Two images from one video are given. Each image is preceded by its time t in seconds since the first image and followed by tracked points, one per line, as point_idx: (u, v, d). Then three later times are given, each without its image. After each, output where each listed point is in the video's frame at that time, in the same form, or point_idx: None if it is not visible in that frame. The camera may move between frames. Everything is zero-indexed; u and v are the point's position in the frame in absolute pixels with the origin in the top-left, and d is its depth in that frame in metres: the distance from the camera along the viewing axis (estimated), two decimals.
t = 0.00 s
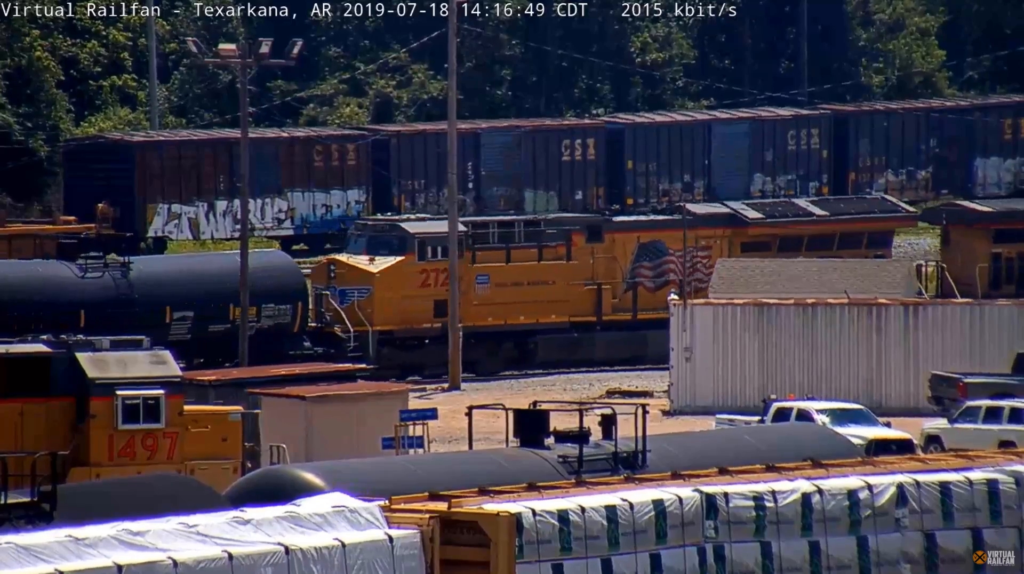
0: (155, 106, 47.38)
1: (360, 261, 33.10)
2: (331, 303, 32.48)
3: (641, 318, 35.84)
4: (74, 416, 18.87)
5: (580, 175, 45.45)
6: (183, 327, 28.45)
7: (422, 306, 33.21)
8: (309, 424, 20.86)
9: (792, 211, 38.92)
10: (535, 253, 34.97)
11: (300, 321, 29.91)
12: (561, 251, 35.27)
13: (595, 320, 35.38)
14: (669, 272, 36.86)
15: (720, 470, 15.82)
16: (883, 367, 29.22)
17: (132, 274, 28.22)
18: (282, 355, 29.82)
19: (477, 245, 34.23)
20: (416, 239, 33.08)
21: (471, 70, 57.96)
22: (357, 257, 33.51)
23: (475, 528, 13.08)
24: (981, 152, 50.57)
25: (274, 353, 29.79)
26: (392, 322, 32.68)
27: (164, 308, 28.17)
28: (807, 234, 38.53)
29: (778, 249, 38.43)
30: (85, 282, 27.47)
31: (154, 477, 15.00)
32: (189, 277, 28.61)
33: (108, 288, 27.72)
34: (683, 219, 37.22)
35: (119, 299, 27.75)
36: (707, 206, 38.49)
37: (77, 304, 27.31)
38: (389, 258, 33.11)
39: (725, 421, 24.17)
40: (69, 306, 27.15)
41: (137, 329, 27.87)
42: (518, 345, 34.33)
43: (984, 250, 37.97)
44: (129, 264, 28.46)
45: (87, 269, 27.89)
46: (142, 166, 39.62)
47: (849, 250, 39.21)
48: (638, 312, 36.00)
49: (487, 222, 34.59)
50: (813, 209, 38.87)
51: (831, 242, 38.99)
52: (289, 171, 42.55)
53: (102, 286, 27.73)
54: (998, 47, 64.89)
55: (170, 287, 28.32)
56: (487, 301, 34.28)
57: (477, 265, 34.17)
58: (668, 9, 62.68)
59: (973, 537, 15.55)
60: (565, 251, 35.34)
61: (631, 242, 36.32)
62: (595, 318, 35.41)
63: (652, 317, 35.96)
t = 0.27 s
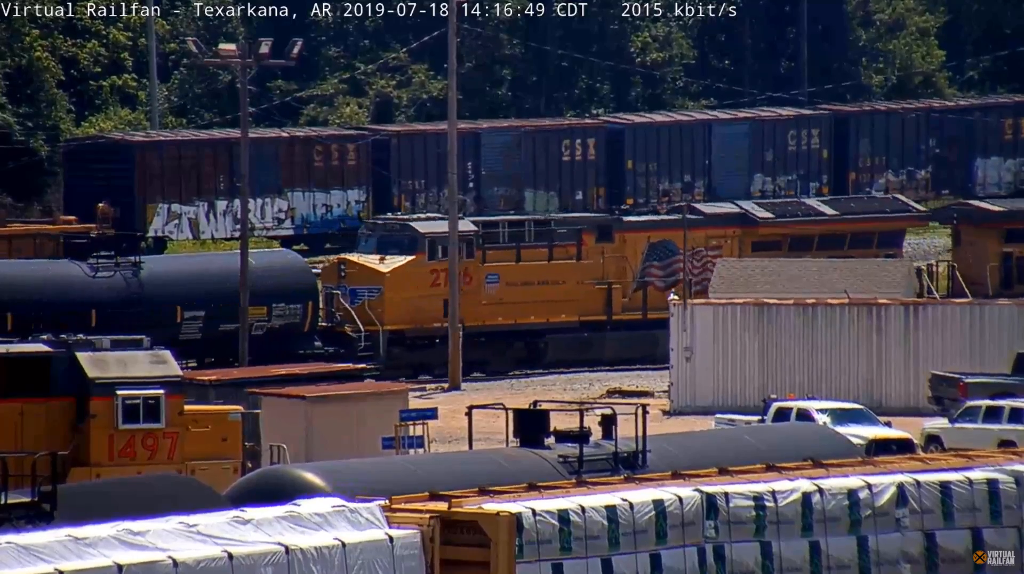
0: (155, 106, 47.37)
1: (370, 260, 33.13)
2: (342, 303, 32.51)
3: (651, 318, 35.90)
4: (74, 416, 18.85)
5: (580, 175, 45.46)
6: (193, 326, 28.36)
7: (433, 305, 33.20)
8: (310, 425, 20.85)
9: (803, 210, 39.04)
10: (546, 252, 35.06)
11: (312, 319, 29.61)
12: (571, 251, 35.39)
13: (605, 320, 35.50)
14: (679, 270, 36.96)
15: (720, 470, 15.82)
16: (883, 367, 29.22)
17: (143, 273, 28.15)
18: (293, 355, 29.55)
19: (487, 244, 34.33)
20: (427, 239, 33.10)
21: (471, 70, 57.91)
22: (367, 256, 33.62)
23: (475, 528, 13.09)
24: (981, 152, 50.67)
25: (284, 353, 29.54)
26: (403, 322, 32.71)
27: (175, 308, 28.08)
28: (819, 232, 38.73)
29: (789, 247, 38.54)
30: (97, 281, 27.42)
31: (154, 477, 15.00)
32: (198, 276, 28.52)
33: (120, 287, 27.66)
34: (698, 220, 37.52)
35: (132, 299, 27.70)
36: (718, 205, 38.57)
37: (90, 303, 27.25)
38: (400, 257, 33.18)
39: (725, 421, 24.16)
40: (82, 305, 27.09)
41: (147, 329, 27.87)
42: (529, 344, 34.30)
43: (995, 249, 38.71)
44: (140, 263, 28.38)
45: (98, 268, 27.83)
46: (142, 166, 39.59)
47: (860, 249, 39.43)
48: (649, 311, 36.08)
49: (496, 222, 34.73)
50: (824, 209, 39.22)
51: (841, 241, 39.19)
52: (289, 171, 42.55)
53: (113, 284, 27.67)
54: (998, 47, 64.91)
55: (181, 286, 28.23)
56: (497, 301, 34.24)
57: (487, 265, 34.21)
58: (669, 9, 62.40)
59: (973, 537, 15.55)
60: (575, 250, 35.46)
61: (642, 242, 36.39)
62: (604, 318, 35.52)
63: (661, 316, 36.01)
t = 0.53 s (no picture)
0: (155, 107, 47.37)
1: (379, 260, 33.25)
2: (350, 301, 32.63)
3: (658, 318, 36.01)
4: (74, 416, 18.85)
5: (580, 175, 45.46)
6: (203, 326, 28.45)
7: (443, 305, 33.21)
8: (310, 425, 20.86)
9: (811, 210, 39.14)
10: (555, 252, 35.15)
11: (320, 319, 29.93)
12: (580, 251, 35.51)
13: (613, 320, 35.56)
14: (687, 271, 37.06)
15: (720, 470, 15.82)
16: (884, 367, 29.23)
17: (152, 273, 28.26)
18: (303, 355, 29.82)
19: (496, 244, 34.30)
20: (435, 239, 33.12)
21: (471, 70, 57.88)
22: (375, 256, 33.75)
23: (475, 528, 13.08)
24: (981, 153, 50.76)
25: (294, 353, 29.78)
26: (412, 321, 32.78)
27: (184, 307, 28.16)
28: (829, 231, 38.83)
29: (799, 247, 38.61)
30: (107, 282, 27.54)
31: (154, 477, 15.00)
32: (208, 276, 28.65)
33: (129, 287, 27.78)
34: (705, 220, 37.56)
35: (141, 298, 27.81)
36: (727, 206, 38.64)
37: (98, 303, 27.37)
38: (408, 257, 33.24)
39: (725, 421, 24.18)
40: (91, 305, 27.21)
41: (158, 329, 27.95)
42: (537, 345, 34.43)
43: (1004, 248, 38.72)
44: (149, 263, 28.49)
45: (107, 269, 27.97)
46: (141, 166, 39.61)
47: (868, 248, 39.52)
48: (657, 312, 36.18)
49: (506, 222, 34.73)
50: (834, 209, 39.30)
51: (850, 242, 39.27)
52: (289, 170, 42.57)
53: (123, 285, 27.80)
54: (998, 47, 64.89)
55: (190, 286, 28.33)
56: (507, 300, 34.25)
57: (496, 265, 34.20)
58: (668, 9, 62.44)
59: (973, 537, 15.55)
60: (584, 250, 35.55)
61: (650, 242, 36.53)
62: (613, 317, 35.59)
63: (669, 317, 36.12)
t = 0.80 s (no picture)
0: (155, 107, 47.38)
1: (390, 259, 33.35)
2: (360, 300, 32.76)
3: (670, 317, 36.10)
4: (74, 416, 18.84)
5: (580, 175, 45.46)
6: (215, 325, 28.83)
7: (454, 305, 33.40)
8: (310, 425, 20.85)
9: (824, 211, 39.25)
10: (566, 252, 35.13)
11: (332, 318, 30.25)
12: (592, 250, 35.46)
13: (625, 319, 35.67)
14: (700, 269, 37.10)
15: (720, 470, 15.81)
16: (883, 367, 29.21)
17: (164, 272, 28.55)
18: (315, 353, 30.18)
19: (507, 243, 34.34)
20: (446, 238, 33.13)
21: (471, 70, 57.80)
22: (386, 254, 33.83)
23: (474, 528, 13.08)
24: (980, 152, 50.81)
25: (306, 351, 30.14)
26: (423, 321, 32.93)
27: (196, 306, 28.52)
28: (838, 230, 38.94)
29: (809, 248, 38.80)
30: (119, 281, 27.82)
31: (154, 477, 15.01)
32: (219, 277, 28.99)
33: (141, 287, 28.08)
34: (715, 219, 37.79)
35: (153, 297, 28.09)
36: (739, 205, 38.90)
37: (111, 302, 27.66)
38: (420, 256, 33.30)
39: (725, 421, 24.18)
40: (104, 304, 27.50)
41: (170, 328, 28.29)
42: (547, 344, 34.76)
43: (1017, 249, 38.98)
44: (161, 262, 28.75)
45: (119, 267, 28.26)
46: (141, 166, 39.60)
47: (878, 248, 39.58)
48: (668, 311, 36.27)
49: (518, 221, 34.65)
50: (846, 208, 39.44)
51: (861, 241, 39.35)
52: (289, 170, 42.58)
53: (135, 284, 28.10)
54: (997, 47, 64.91)
55: (202, 286, 28.68)
56: (518, 300, 34.36)
57: (507, 264, 34.28)
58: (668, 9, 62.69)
59: (973, 536, 15.56)
60: (595, 250, 35.50)
61: (662, 241, 36.47)
62: (625, 316, 35.70)
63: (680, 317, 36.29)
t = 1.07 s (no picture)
0: (155, 107, 47.38)
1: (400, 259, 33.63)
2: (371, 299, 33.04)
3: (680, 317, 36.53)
4: (74, 417, 18.81)
5: (580, 174, 45.50)
6: (227, 324, 29.18)
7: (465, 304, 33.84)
8: (311, 426, 20.86)
9: (834, 210, 39.32)
10: (577, 252, 35.55)
11: (342, 318, 30.59)
12: (603, 249, 35.88)
13: (636, 318, 36.03)
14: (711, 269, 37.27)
15: (720, 470, 15.82)
16: (883, 368, 29.20)
17: (175, 272, 28.86)
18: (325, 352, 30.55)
19: (518, 243, 34.81)
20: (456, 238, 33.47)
21: (471, 70, 57.86)
22: (397, 254, 34.15)
23: (474, 528, 13.08)
24: (981, 153, 50.82)
25: (317, 351, 30.50)
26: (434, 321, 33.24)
27: (207, 306, 28.89)
28: (848, 231, 39.02)
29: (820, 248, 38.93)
30: (131, 281, 28.02)
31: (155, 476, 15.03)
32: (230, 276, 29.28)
33: (153, 287, 28.33)
34: (726, 219, 38.10)
35: (164, 297, 28.41)
36: (750, 206, 39.03)
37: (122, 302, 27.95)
38: (430, 256, 33.59)
39: (725, 421, 24.20)
40: (115, 304, 27.78)
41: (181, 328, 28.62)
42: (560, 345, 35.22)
43: None
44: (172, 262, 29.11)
45: (131, 267, 28.45)
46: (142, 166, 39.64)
47: (890, 247, 39.61)
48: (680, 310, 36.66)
49: (529, 221, 35.04)
50: (856, 207, 39.53)
51: (873, 241, 39.38)
52: (289, 170, 42.61)
53: (147, 285, 28.35)
54: (998, 47, 64.92)
55: (213, 286, 29.05)
56: (529, 299, 34.73)
57: (518, 264, 34.71)
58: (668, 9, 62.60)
59: (973, 536, 15.56)
60: (606, 249, 35.93)
61: (673, 240, 36.89)
62: (636, 316, 36.05)
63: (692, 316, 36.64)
